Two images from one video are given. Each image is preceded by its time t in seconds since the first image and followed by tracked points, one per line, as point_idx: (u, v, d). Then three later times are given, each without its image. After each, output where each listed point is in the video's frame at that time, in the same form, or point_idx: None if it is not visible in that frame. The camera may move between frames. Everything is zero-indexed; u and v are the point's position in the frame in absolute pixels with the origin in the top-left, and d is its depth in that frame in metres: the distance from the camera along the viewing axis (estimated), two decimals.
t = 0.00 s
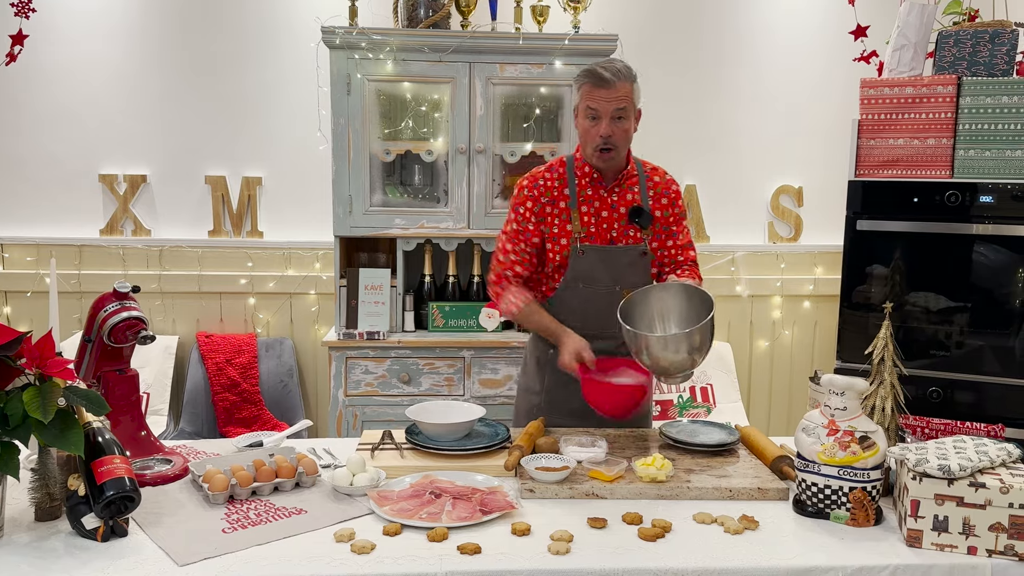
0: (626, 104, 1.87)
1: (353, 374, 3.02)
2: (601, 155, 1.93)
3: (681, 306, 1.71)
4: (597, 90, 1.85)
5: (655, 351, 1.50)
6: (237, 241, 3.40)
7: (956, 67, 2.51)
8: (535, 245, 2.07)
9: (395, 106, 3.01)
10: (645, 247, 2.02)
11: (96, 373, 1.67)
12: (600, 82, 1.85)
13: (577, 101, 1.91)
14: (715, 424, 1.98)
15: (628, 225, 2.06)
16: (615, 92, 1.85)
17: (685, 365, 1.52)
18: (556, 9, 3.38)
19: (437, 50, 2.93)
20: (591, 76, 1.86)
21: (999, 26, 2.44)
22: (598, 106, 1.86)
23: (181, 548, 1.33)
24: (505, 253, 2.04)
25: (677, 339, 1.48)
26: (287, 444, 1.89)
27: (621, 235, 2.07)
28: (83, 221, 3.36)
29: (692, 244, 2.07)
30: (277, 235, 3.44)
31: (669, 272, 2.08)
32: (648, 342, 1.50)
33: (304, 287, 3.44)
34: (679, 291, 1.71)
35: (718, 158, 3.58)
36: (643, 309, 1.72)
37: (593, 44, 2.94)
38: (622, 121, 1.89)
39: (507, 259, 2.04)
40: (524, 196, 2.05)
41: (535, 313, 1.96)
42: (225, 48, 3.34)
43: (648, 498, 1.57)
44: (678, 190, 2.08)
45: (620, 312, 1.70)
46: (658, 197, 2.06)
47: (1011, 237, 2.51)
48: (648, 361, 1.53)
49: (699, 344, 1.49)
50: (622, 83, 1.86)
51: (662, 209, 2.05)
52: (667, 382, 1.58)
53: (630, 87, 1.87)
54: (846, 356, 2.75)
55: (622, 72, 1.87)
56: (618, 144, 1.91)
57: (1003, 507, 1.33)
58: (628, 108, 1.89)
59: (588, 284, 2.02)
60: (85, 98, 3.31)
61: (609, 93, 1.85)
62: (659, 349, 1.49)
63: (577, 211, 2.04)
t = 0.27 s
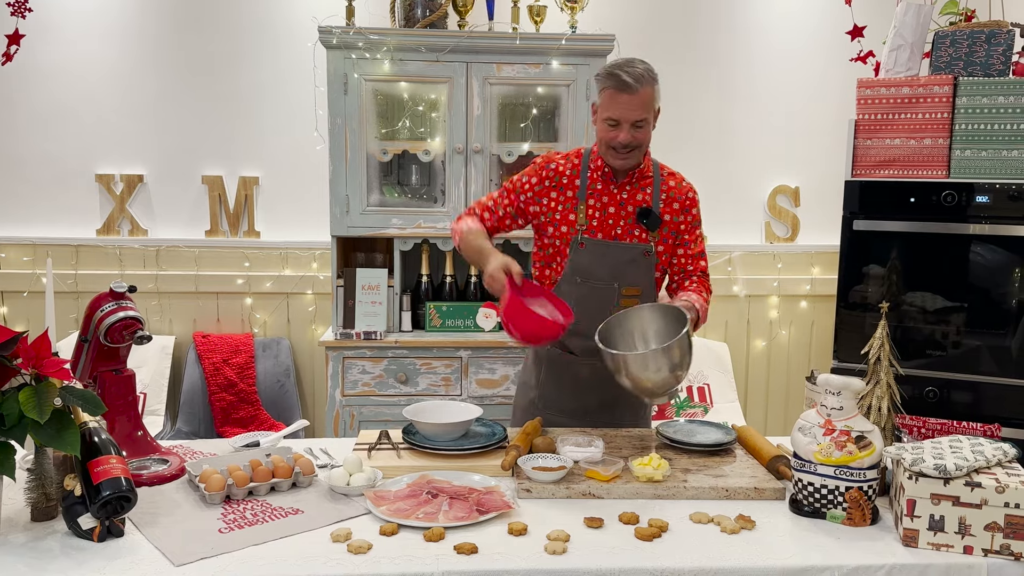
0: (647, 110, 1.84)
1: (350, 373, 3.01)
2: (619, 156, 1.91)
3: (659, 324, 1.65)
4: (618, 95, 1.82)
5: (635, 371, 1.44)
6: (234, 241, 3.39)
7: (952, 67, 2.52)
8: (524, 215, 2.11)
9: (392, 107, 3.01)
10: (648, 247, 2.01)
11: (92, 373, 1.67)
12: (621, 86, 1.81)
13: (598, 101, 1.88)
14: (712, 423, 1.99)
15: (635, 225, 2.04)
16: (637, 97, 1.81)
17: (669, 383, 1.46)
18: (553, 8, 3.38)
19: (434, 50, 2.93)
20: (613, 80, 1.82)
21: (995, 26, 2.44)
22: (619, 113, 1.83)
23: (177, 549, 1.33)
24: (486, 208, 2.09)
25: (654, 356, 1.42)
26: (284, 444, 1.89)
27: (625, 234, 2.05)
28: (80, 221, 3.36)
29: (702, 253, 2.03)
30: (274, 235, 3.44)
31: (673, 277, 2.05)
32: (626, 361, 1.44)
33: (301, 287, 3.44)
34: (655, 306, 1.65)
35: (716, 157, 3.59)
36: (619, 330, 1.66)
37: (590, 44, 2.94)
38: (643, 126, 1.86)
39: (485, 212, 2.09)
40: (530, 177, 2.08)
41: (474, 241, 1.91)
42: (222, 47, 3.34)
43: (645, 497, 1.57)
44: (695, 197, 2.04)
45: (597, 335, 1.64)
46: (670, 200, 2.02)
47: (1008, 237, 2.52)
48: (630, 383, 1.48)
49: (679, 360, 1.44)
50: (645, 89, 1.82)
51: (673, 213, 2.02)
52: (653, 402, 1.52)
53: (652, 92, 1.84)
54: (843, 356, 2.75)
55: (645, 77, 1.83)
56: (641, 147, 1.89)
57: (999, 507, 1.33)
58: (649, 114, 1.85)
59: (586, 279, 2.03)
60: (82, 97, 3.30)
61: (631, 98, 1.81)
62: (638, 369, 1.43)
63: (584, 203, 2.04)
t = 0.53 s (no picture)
0: (650, 111, 1.84)
1: (348, 374, 3.01)
2: (621, 154, 1.91)
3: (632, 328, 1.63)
4: (623, 92, 1.81)
5: (613, 382, 1.44)
6: (233, 242, 3.39)
7: (949, 68, 2.53)
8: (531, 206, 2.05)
9: (390, 107, 3.01)
10: (647, 249, 2.02)
11: (91, 373, 1.67)
12: (627, 84, 1.81)
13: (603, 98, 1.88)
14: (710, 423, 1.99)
15: (635, 226, 2.04)
16: (641, 95, 1.81)
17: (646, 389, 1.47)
18: (551, 9, 3.38)
19: (433, 51, 2.93)
20: (618, 77, 1.83)
21: (993, 27, 2.46)
22: (622, 111, 1.83)
23: (176, 549, 1.33)
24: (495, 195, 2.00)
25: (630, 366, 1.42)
26: (283, 444, 1.89)
27: (625, 234, 2.05)
28: (79, 221, 3.36)
29: (700, 261, 2.04)
30: (272, 235, 3.44)
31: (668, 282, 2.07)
32: (604, 372, 1.44)
33: (300, 287, 3.44)
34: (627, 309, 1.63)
35: (713, 157, 3.59)
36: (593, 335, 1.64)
37: (589, 45, 2.94)
38: (645, 126, 1.86)
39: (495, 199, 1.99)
40: (539, 168, 2.05)
41: (472, 224, 1.81)
42: (220, 48, 3.34)
43: (643, 498, 1.57)
44: (698, 204, 2.04)
45: (573, 346, 1.61)
46: (673, 204, 2.03)
47: (1005, 237, 2.52)
48: (608, 392, 1.48)
49: (655, 368, 1.44)
50: (650, 88, 1.82)
51: (674, 217, 2.03)
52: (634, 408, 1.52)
53: (657, 93, 1.84)
54: (841, 356, 2.76)
55: (652, 76, 1.83)
56: (642, 145, 1.89)
57: (996, 507, 1.34)
58: (652, 115, 1.85)
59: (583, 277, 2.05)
60: (80, 97, 3.30)
61: (634, 97, 1.81)
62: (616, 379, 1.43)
63: (587, 202, 2.04)
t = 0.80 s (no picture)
0: (655, 102, 1.85)
1: (347, 374, 3.01)
2: (624, 146, 1.89)
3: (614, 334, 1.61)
4: (630, 81, 1.83)
5: (598, 390, 1.44)
6: (231, 242, 3.39)
7: (947, 69, 2.54)
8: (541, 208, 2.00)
9: (389, 108, 3.01)
10: (646, 252, 2.02)
11: (90, 374, 1.67)
12: (635, 75, 1.83)
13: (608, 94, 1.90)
14: (708, 424, 1.99)
15: (635, 228, 2.05)
16: (646, 85, 1.83)
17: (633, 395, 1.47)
18: (550, 10, 3.39)
19: (432, 52, 2.93)
20: (625, 69, 1.85)
21: (991, 29, 2.47)
22: (627, 100, 1.84)
23: (176, 549, 1.33)
24: (514, 199, 1.91)
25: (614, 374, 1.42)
26: (282, 444, 1.89)
27: (625, 237, 2.06)
28: (78, 222, 3.36)
29: (697, 263, 2.04)
30: (271, 236, 3.44)
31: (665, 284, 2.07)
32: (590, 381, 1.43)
33: (298, 288, 3.44)
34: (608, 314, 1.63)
35: (713, 158, 3.60)
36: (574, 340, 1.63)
37: (588, 46, 2.94)
38: (649, 117, 1.87)
39: (515, 203, 1.91)
40: (548, 170, 2.01)
41: (496, 240, 1.71)
42: (219, 48, 3.34)
43: (642, 498, 1.57)
44: (697, 206, 2.04)
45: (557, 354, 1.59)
46: (673, 207, 2.04)
47: (1003, 238, 2.52)
48: (594, 401, 1.47)
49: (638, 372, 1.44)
50: (654, 80, 1.85)
51: (674, 220, 2.04)
52: (619, 416, 1.52)
53: (661, 88, 1.86)
54: (839, 356, 2.76)
55: (657, 71, 1.86)
56: (644, 137, 1.88)
57: (994, 507, 1.34)
58: (657, 107, 1.86)
59: (583, 279, 2.06)
60: (79, 97, 3.30)
61: (640, 86, 1.83)
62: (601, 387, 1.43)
63: (589, 204, 2.05)
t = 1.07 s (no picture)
0: (661, 101, 1.86)
1: (347, 375, 3.01)
2: (630, 147, 1.89)
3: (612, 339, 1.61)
4: (635, 81, 1.84)
5: (596, 397, 1.43)
6: (231, 243, 3.39)
7: (946, 70, 2.55)
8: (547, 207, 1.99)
9: (389, 108, 3.01)
10: (647, 253, 2.03)
11: (90, 374, 1.67)
12: (641, 74, 1.84)
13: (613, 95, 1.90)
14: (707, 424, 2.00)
15: (636, 229, 2.06)
16: (652, 85, 1.84)
17: (631, 403, 1.46)
18: (550, 11, 3.39)
19: (431, 52, 2.94)
20: (631, 68, 1.85)
21: (989, 30, 2.48)
22: (634, 99, 1.84)
23: (176, 549, 1.33)
24: (523, 198, 1.91)
25: (614, 381, 1.41)
26: (282, 445, 1.90)
27: (626, 237, 2.07)
28: (78, 222, 3.36)
29: (694, 265, 2.06)
30: (270, 237, 3.44)
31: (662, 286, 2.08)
32: (588, 388, 1.42)
33: (298, 289, 3.44)
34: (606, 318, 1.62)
35: (712, 159, 3.60)
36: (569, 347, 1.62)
37: (587, 47, 2.95)
38: (656, 116, 1.87)
39: (525, 203, 1.90)
40: (553, 168, 2.00)
41: (515, 239, 1.71)
42: (219, 49, 3.34)
43: (642, 498, 1.58)
44: (697, 208, 2.06)
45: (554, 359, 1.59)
46: (674, 208, 2.05)
47: (1002, 239, 2.52)
48: (592, 408, 1.46)
49: (637, 379, 1.44)
50: (659, 80, 1.85)
51: (674, 221, 2.05)
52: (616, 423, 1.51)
53: (667, 88, 1.87)
54: (838, 357, 2.76)
55: (662, 71, 1.87)
56: (650, 137, 1.88)
57: (993, 507, 1.34)
58: (663, 107, 1.87)
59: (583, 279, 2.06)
60: (79, 97, 3.30)
61: (646, 85, 1.84)
62: (601, 395, 1.42)
63: (590, 203, 2.05)
